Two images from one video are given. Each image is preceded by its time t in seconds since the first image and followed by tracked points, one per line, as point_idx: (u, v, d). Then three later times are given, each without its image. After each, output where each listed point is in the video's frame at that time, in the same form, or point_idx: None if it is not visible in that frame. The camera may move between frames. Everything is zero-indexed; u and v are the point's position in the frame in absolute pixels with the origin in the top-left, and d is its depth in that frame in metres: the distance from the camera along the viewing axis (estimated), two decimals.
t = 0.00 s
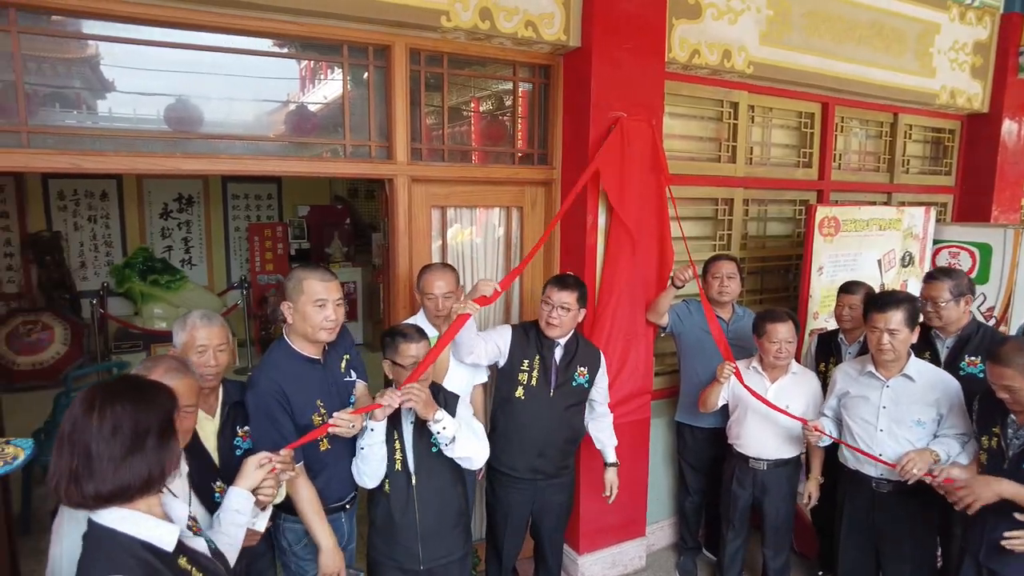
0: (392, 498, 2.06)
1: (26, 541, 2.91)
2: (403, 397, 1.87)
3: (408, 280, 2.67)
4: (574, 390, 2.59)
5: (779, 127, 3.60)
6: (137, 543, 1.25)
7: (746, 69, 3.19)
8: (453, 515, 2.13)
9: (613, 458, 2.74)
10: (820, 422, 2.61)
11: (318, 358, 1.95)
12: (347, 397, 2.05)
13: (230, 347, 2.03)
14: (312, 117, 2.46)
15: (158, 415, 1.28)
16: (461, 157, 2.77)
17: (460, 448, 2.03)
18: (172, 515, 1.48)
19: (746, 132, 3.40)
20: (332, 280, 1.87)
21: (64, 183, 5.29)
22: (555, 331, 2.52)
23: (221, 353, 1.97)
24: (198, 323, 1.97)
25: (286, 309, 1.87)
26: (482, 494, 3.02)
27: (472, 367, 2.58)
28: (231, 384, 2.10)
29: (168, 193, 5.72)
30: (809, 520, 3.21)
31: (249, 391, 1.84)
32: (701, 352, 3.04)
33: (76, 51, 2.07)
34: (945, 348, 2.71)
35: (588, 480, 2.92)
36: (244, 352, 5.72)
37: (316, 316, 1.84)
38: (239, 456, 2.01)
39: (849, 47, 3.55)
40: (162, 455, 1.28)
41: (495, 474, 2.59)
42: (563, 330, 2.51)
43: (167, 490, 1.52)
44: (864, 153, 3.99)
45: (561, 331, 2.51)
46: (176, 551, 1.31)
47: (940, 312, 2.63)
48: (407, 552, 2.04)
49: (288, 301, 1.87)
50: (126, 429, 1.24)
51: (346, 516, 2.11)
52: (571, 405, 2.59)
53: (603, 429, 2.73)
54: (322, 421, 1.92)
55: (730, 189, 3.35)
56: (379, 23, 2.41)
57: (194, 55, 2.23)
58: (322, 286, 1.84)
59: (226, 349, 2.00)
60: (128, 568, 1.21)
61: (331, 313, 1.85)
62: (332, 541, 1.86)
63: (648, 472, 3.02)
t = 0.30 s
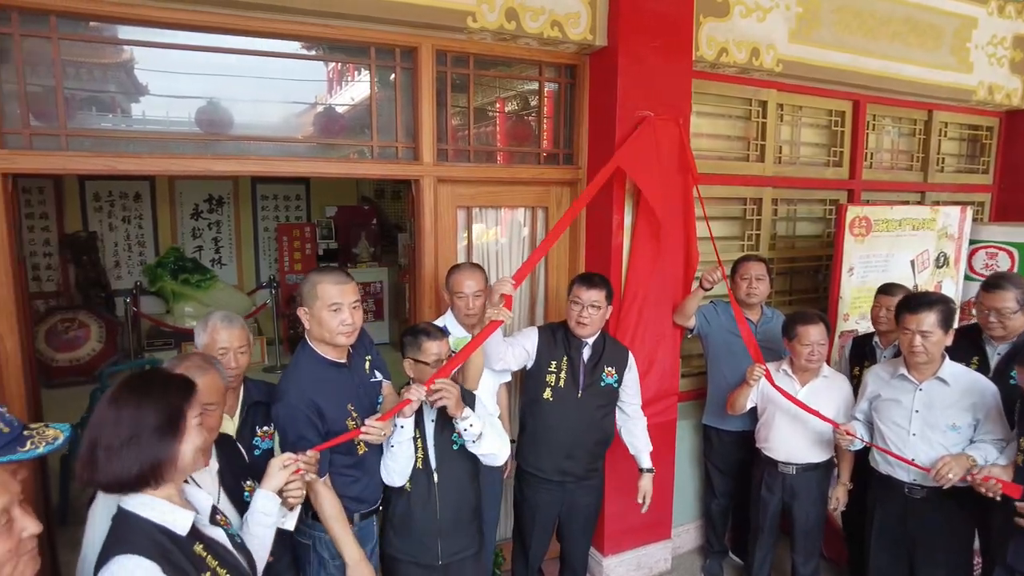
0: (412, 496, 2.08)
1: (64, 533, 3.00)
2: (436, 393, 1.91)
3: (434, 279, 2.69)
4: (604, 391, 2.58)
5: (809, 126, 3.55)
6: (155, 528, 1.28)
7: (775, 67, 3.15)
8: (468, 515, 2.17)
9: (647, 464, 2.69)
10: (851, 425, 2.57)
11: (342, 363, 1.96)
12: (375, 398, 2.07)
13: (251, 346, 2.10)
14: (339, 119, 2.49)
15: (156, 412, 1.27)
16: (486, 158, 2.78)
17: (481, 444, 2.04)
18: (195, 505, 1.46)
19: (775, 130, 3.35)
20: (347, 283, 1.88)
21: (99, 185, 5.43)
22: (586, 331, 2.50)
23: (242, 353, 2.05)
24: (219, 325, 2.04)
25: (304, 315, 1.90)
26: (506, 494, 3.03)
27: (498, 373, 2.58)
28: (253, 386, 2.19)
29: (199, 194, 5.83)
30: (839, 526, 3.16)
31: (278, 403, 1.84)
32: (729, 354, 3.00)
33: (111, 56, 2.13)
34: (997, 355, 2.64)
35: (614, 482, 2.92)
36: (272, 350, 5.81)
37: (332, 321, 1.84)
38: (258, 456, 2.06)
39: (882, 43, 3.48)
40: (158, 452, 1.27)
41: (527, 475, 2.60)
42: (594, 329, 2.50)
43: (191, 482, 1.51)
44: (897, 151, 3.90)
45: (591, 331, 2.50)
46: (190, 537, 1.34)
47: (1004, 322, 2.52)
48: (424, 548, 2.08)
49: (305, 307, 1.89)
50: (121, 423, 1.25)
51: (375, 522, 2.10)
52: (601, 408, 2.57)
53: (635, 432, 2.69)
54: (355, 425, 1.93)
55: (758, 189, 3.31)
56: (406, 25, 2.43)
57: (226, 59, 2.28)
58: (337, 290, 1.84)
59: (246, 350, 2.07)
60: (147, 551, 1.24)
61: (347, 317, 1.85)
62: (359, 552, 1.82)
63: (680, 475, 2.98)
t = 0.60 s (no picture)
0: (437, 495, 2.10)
1: (102, 525, 3.08)
2: (499, 432, 2.19)
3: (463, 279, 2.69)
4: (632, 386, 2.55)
5: (843, 124, 3.48)
6: (182, 524, 1.29)
7: (808, 64, 3.09)
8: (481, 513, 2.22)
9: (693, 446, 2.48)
10: (886, 430, 2.50)
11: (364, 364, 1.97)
12: (398, 400, 2.08)
13: (272, 343, 2.14)
14: (369, 120, 2.51)
15: (157, 409, 1.27)
16: (514, 158, 2.78)
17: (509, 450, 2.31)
18: (227, 504, 1.50)
19: (808, 129, 3.29)
20: (377, 285, 1.89)
21: (135, 186, 5.57)
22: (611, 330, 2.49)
23: (265, 351, 2.08)
24: (242, 324, 2.07)
25: (333, 320, 1.88)
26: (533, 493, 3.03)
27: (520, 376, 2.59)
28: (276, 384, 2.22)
29: (231, 195, 5.94)
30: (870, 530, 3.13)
31: (296, 403, 1.84)
32: (760, 355, 2.97)
33: (148, 60, 2.17)
34: None
35: (646, 481, 2.91)
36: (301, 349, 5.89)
37: (367, 324, 1.86)
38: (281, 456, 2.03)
39: (919, 39, 3.39)
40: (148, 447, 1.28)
41: (558, 475, 2.60)
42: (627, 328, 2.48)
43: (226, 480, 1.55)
44: (935, 149, 3.80)
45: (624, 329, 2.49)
46: (216, 534, 1.35)
47: None
48: (449, 546, 2.12)
49: (332, 311, 1.88)
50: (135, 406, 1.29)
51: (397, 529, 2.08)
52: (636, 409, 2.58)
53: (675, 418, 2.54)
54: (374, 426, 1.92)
55: (791, 188, 3.26)
56: (436, 26, 2.44)
57: (259, 61, 2.31)
58: (367, 293, 1.86)
59: (269, 348, 2.11)
60: (172, 546, 1.25)
61: (381, 319, 1.88)
62: (388, 552, 1.73)
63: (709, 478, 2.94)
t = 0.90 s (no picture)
0: (465, 492, 2.10)
1: (140, 517, 3.16)
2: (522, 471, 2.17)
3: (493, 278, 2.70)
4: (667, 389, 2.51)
5: (881, 122, 3.39)
6: (219, 522, 1.31)
7: (846, 61, 3.02)
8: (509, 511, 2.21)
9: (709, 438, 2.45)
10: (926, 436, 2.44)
11: (388, 362, 1.98)
12: (417, 394, 2.08)
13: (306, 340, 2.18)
14: (401, 121, 2.53)
15: (194, 407, 1.30)
16: (545, 158, 2.77)
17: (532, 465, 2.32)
18: (264, 503, 1.52)
19: (845, 127, 3.22)
20: (403, 282, 1.93)
21: (174, 186, 5.71)
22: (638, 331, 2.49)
23: (299, 349, 2.12)
24: (277, 321, 2.10)
25: (370, 319, 1.88)
26: (562, 493, 3.02)
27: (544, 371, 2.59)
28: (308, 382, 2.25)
29: (266, 195, 6.05)
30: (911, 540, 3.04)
31: (322, 403, 1.85)
32: (792, 357, 2.92)
33: (187, 63, 2.23)
34: None
35: (677, 483, 2.88)
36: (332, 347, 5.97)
37: (404, 318, 1.90)
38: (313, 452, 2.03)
39: (963, 34, 3.29)
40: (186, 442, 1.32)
41: (589, 475, 2.59)
42: (655, 329, 2.47)
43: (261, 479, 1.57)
44: (979, 147, 3.68)
45: (653, 330, 2.47)
46: (252, 535, 1.36)
47: None
48: (477, 543, 2.13)
49: (367, 311, 1.88)
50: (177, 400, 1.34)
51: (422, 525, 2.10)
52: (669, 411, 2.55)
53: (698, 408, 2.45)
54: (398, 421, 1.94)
55: (827, 188, 3.19)
56: (468, 26, 2.45)
57: (294, 64, 2.35)
58: (399, 290, 1.89)
59: (304, 345, 2.14)
60: (207, 543, 1.26)
61: (413, 312, 1.93)
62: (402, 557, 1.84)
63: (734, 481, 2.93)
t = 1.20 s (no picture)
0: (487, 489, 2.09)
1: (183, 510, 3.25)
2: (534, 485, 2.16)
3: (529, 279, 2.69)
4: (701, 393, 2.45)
5: (931, 119, 3.28)
6: (264, 520, 1.33)
7: (894, 56, 2.93)
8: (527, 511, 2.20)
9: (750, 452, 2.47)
10: (980, 446, 2.34)
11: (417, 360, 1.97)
12: (445, 390, 2.06)
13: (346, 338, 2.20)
14: (438, 122, 2.54)
15: (246, 406, 1.32)
16: (581, 158, 2.75)
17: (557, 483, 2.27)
18: (308, 501, 1.54)
19: (892, 125, 3.12)
20: (434, 283, 1.94)
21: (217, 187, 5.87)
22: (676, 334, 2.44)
23: (338, 347, 2.14)
24: (319, 319, 2.14)
25: (402, 318, 1.89)
26: (597, 495, 3.00)
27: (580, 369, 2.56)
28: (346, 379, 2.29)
29: (307, 195, 6.16)
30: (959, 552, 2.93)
31: (360, 401, 1.87)
32: (836, 360, 2.85)
33: (230, 67, 2.28)
34: None
35: (715, 488, 2.83)
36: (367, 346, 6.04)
37: (436, 319, 1.90)
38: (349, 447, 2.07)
39: (1019, 26, 3.16)
40: (237, 441, 1.34)
41: (623, 475, 2.57)
42: (683, 332, 2.42)
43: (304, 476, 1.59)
44: None
45: (682, 332, 2.43)
46: (296, 533, 1.38)
47: None
48: (495, 541, 2.10)
49: (400, 310, 1.89)
50: (226, 399, 1.36)
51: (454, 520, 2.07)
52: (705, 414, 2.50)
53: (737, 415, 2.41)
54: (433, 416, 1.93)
55: (873, 188, 3.09)
56: (506, 26, 2.45)
57: (334, 67, 2.39)
58: (434, 292, 1.90)
59: (343, 343, 2.17)
60: (252, 541, 1.28)
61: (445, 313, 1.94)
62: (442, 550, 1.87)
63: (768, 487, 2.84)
